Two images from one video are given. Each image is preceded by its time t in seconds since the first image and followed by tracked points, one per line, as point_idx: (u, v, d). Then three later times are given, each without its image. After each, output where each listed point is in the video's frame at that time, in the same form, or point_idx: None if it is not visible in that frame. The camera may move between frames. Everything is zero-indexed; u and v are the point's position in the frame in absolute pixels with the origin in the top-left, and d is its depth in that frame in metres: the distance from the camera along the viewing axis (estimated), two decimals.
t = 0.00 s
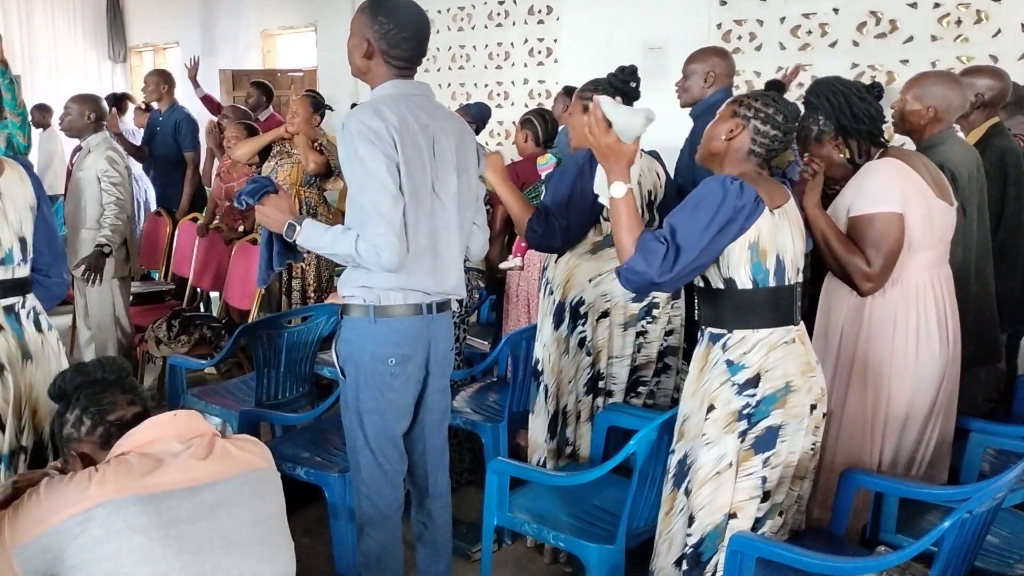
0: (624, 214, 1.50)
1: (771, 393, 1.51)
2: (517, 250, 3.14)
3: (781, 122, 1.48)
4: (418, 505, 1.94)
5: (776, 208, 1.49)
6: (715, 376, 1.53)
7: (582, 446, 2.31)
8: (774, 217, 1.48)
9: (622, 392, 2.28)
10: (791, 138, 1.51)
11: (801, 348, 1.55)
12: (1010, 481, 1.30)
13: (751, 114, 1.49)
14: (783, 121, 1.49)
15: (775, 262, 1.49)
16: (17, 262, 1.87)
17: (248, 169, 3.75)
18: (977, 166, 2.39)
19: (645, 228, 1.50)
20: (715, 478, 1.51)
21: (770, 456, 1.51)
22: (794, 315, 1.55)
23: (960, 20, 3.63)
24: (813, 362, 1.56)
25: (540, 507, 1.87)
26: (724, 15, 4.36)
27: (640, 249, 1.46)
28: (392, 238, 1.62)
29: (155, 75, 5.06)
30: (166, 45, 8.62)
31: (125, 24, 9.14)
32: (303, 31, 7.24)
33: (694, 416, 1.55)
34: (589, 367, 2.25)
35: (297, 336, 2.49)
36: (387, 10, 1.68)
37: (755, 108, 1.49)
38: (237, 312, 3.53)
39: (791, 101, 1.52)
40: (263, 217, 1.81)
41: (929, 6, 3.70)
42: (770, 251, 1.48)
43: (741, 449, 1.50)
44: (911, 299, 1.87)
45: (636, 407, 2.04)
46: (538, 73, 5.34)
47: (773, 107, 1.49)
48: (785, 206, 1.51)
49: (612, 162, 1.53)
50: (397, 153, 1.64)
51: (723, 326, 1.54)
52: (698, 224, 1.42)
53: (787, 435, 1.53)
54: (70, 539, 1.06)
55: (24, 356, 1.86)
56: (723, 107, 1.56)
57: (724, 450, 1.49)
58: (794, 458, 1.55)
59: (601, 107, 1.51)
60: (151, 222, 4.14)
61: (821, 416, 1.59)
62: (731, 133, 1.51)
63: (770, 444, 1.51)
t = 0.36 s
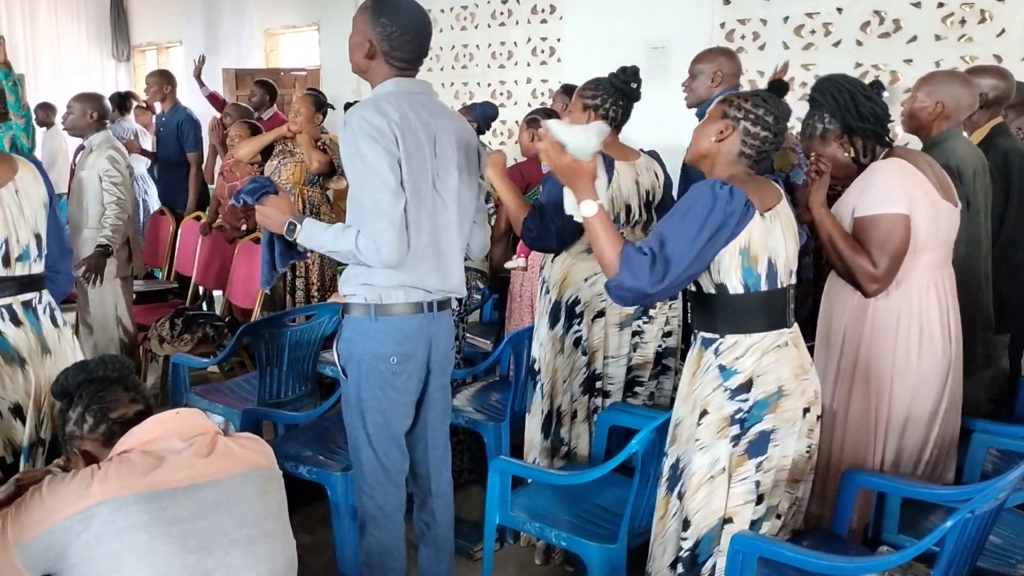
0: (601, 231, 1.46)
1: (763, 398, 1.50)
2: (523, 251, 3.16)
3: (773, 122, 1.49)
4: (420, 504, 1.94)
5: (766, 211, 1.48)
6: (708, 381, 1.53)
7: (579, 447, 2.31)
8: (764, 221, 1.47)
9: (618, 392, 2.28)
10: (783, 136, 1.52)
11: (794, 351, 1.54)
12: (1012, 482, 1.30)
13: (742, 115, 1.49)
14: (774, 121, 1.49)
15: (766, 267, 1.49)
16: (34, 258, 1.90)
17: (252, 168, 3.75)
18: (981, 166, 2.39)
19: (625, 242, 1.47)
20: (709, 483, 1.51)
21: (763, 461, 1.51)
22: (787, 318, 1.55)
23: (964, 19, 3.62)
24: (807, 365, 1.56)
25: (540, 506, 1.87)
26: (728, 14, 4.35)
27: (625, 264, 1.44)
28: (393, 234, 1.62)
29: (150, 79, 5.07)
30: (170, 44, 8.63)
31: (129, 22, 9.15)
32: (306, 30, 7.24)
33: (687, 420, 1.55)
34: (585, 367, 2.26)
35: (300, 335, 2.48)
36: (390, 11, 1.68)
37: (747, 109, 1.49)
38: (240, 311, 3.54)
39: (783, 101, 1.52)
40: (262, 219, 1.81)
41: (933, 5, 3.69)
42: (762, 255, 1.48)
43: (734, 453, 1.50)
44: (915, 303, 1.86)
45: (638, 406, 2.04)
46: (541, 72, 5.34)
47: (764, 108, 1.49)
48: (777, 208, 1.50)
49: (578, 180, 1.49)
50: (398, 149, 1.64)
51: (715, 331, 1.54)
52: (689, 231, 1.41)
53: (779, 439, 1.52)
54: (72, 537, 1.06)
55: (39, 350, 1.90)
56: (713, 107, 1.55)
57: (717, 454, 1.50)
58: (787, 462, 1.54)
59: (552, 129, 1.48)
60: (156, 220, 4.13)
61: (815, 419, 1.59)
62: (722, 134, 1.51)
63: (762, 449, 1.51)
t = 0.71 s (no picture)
0: (574, 227, 1.52)
1: (742, 404, 1.50)
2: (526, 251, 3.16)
3: (747, 119, 1.48)
4: (420, 503, 1.95)
5: (747, 214, 1.47)
6: (686, 387, 1.53)
7: (576, 446, 2.31)
8: (743, 225, 1.47)
9: (616, 392, 2.27)
10: (760, 133, 1.51)
11: (776, 356, 1.54)
12: (1014, 482, 1.30)
13: (713, 116, 1.49)
14: (748, 118, 1.48)
15: (746, 273, 1.48)
16: (53, 256, 1.91)
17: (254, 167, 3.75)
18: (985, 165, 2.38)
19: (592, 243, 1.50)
20: (687, 489, 1.51)
21: (743, 469, 1.52)
22: (770, 322, 1.55)
23: (967, 19, 3.62)
24: (788, 370, 1.56)
25: (540, 504, 1.88)
26: (730, 13, 4.35)
27: (587, 266, 1.46)
28: (414, 229, 1.63)
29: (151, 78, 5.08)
30: (173, 43, 8.63)
31: (131, 21, 9.16)
32: (309, 29, 7.25)
33: (667, 425, 1.56)
34: (582, 367, 2.26)
35: (301, 334, 2.48)
36: (401, 12, 1.68)
37: (719, 109, 1.49)
38: (242, 310, 3.54)
39: (756, 95, 1.50)
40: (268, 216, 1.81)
41: (935, 5, 3.69)
42: (741, 262, 1.47)
43: (711, 460, 1.50)
44: (901, 305, 1.86)
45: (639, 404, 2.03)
46: (543, 71, 5.34)
47: (736, 105, 1.48)
48: (759, 209, 1.50)
49: (560, 172, 1.55)
50: (417, 146, 1.66)
51: (696, 337, 1.54)
52: (658, 237, 1.41)
53: (759, 446, 1.53)
54: (75, 535, 1.07)
55: (64, 343, 1.92)
56: (686, 107, 1.55)
57: (694, 461, 1.49)
58: (768, 469, 1.55)
59: (541, 119, 1.54)
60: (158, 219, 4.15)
61: (797, 424, 1.59)
62: (697, 136, 1.51)
63: (741, 457, 1.52)
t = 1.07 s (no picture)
0: (593, 220, 1.52)
1: (746, 401, 1.50)
2: (524, 252, 3.16)
3: (753, 116, 1.48)
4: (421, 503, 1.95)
5: (752, 211, 1.48)
6: (690, 383, 1.53)
7: (577, 446, 2.30)
8: (749, 223, 1.47)
9: (619, 392, 2.26)
10: (767, 131, 1.51)
11: (780, 354, 1.55)
12: (1016, 483, 1.30)
13: (719, 113, 1.49)
14: (754, 116, 1.48)
15: (751, 270, 1.49)
16: (46, 257, 1.91)
17: (256, 166, 3.75)
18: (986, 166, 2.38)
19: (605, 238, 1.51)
20: (690, 486, 1.51)
21: (748, 466, 1.51)
22: (773, 320, 1.54)
23: (969, 19, 3.62)
24: (793, 368, 1.56)
25: (539, 504, 1.88)
26: (731, 14, 4.35)
27: (597, 257, 1.47)
28: (429, 224, 1.64)
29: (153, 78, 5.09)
30: (174, 42, 8.63)
31: (133, 21, 9.17)
32: (311, 29, 7.25)
33: (671, 423, 1.56)
34: (585, 366, 2.26)
35: (301, 333, 2.48)
36: (408, 14, 1.68)
37: (725, 106, 1.49)
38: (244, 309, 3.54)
39: (761, 93, 1.51)
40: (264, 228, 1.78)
41: (937, 5, 3.69)
42: (746, 258, 1.48)
43: (716, 458, 1.50)
44: (898, 304, 1.87)
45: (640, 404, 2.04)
46: (545, 70, 5.34)
47: (743, 103, 1.48)
48: (764, 208, 1.50)
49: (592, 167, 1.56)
50: (426, 143, 1.67)
51: (700, 334, 1.53)
52: (663, 232, 1.42)
53: (763, 443, 1.52)
54: (76, 533, 1.07)
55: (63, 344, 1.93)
56: (693, 106, 1.56)
57: (697, 458, 1.50)
58: (773, 467, 1.54)
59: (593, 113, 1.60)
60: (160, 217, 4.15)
61: (801, 422, 1.59)
62: (704, 134, 1.51)
63: (746, 454, 1.51)
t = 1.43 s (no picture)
0: (611, 213, 1.54)
1: (767, 395, 1.51)
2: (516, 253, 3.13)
3: (775, 118, 1.49)
4: (424, 502, 1.95)
5: (773, 209, 1.48)
6: (712, 377, 1.52)
7: (583, 446, 2.30)
8: (770, 219, 1.47)
9: (624, 391, 2.26)
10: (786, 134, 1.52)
11: (799, 350, 1.54)
12: (1016, 484, 1.30)
13: (743, 114, 1.49)
14: (777, 118, 1.49)
15: (772, 264, 1.49)
16: (27, 258, 1.90)
17: (257, 166, 3.75)
18: (987, 167, 2.39)
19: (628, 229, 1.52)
20: (711, 480, 1.51)
21: (768, 458, 1.52)
22: (791, 316, 1.55)
23: (971, 21, 3.61)
24: (811, 364, 1.56)
25: (541, 505, 1.87)
26: (733, 14, 4.35)
27: (627, 246, 1.48)
28: (386, 230, 1.63)
29: (168, 71, 5.10)
30: (176, 42, 8.64)
31: (135, 21, 9.18)
32: (312, 29, 7.24)
33: (691, 418, 1.55)
34: (592, 367, 2.24)
35: (302, 333, 2.48)
36: (388, 18, 1.68)
37: (749, 107, 1.49)
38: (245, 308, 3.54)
39: (782, 96, 1.52)
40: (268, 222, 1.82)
41: (939, 7, 3.69)
42: (767, 252, 1.48)
43: (737, 450, 1.50)
44: (906, 303, 1.87)
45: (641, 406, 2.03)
46: (546, 71, 5.34)
47: (766, 104, 1.49)
48: (785, 206, 1.51)
49: (602, 164, 1.58)
50: (390, 146, 1.65)
51: (720, 329, 1.53)
52: (689, 224, 1.43)
53: (784, 436, 1.53)
54: (76, 533, 1.07)
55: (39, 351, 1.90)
56: (714, 108, 1.55)
57: (719, 452, 1.50)
58: (792, 459, 1.55)
59: (590, 109, 1.60)
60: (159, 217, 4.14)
61: (819, 418, 1.58)
62: (726, 135, 1.51)
63: (766, 446, 1.51)
